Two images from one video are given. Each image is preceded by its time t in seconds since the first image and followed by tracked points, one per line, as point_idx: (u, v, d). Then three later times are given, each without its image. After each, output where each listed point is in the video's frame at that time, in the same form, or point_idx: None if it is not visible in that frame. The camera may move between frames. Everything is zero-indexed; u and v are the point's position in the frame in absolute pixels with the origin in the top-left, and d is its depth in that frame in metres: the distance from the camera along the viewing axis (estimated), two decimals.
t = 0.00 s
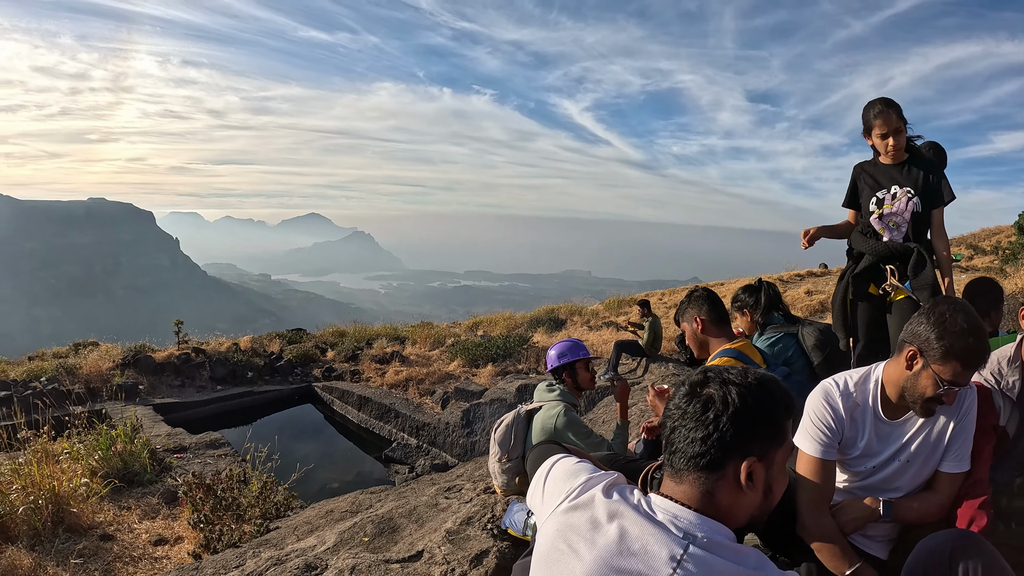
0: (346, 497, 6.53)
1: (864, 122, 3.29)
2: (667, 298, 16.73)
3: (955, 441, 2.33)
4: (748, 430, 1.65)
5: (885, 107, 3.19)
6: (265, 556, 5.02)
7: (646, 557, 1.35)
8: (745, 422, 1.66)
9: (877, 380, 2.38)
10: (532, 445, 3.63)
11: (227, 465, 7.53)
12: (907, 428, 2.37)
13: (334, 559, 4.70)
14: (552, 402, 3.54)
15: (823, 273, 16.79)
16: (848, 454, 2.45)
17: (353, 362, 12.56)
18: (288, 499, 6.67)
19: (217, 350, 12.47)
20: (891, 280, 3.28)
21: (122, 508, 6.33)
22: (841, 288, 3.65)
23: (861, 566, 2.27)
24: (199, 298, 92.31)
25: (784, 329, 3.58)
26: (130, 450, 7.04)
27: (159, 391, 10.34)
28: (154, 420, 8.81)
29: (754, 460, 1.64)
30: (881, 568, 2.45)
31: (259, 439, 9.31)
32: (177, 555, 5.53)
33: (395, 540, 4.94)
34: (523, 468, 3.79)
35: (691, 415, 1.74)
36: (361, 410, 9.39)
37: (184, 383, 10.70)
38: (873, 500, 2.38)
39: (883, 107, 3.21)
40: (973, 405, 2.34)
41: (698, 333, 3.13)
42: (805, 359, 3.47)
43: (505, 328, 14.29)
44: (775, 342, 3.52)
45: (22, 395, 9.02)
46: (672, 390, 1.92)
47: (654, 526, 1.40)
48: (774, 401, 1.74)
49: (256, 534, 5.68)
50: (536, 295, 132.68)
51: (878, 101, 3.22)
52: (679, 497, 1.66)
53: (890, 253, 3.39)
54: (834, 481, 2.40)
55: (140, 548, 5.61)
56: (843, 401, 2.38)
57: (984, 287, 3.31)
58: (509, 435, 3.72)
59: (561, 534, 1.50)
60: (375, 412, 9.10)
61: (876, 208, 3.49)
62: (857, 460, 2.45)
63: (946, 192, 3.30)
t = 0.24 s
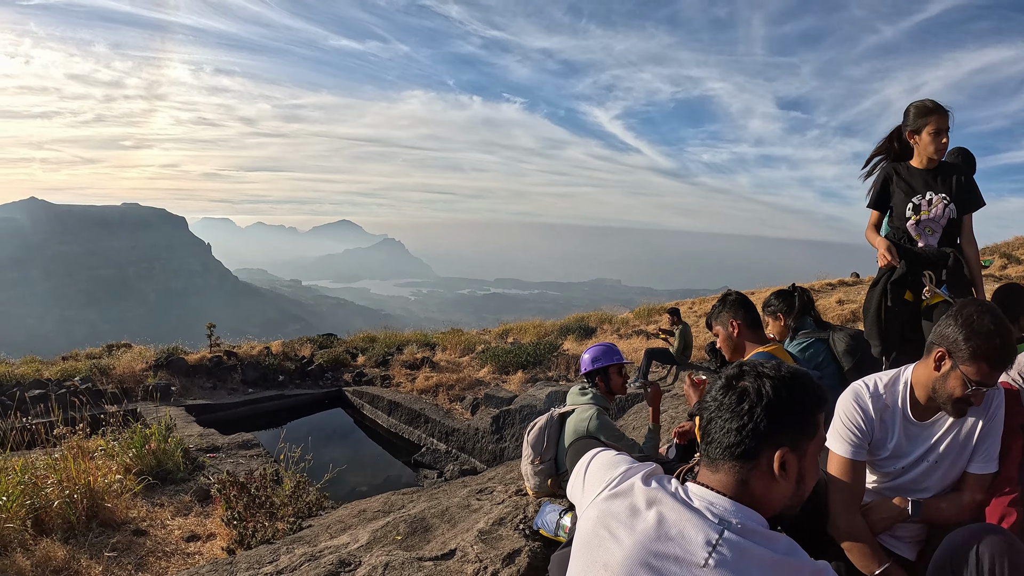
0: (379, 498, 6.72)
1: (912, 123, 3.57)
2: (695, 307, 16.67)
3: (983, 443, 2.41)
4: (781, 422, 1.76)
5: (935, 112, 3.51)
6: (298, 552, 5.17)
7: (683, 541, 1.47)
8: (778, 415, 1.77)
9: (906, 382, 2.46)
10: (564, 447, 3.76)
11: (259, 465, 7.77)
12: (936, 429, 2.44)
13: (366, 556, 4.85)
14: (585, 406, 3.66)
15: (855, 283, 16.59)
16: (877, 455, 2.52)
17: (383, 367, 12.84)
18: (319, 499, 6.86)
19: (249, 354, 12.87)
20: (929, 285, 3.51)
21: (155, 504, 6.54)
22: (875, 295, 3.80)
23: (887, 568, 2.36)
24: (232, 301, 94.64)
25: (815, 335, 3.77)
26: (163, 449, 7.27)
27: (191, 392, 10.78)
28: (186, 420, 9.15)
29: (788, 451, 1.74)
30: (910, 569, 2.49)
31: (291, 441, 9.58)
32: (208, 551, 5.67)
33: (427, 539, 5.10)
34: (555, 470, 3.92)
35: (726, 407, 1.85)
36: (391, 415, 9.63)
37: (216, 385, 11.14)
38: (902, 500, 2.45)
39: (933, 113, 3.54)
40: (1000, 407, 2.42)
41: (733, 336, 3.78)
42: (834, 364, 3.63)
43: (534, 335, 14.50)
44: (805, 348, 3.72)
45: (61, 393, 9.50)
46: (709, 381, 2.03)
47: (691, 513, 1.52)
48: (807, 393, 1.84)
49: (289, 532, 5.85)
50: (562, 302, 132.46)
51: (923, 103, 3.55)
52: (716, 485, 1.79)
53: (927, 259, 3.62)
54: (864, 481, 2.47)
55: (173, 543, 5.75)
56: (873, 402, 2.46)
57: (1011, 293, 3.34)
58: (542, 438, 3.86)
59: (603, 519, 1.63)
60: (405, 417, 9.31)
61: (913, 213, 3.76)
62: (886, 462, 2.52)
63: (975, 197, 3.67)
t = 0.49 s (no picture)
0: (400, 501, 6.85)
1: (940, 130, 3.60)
2: (717, 317, 16.59)
3: (1004, 451, 2.47)
4: (806, 424, 1.84)
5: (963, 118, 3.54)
6: (321, 551, 5.24)
7: (709, 538, 1.56)
8: (803, 417, 1.84)
9: (927, 390, 2.52)
10: (587, 453, 3.85)
11: (282, 467, 7.94)
12: (957, 436, 2.49)
13: (389, 557, 4.90)
14: (609, 412, 3.75)
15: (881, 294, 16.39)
16: (899, 462, 2.58)
17: (404, 373, 13.02)
18: (341, 501, 6.99)
19: (271, 358, 13.16)
20: (959, 295, 3.54)
21: (177, 502, 6.66)
22: (900, 303, 3.85)
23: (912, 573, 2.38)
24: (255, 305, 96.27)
25: (839, 345, 3.85)
26: (187, 449, 7.44)
27: (213, 394, 11.10)
28: (209, 421, 9.41)
29: (811, 453, 1.82)
30: None
31: (313, 444, 9.76)
32: (230, 550, 5.77)
33: (449, 541, 5.20)
34: (577, 476, 4.01)
35: (753, 408, 1.93)
36: (412, 420, 9.78)
37: (238, 388, 11.43)
38: (922, 507, 2.50)
39: (962, 119, 3.56)
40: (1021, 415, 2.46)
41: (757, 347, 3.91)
42: (858, 374, 3.73)
43: (556, 343, 14.62)
44: (829, 357, 3.82)
45: (88, 392, 9.80)
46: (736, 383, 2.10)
47: (717, 511, 1.61)
48: (831, 397, 1.91)
49: (311, 532, 5.94)
50: (581, 309, 132.06)
51: (953, 111, 3.58)
52: (742, 484, 1.88)
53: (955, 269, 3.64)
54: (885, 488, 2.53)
55: (195, 541, 5.84)
56: (894, 409, 2.52)
57: None
58: (565, 444, 3.95)
59: (632, 517, 1.73)
60: (426, 423, 9.45)
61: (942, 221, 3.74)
62: (908, 468, 2.58)
63: (996, 201, 3.78)
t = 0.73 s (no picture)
0: (417, 505, 6.92)
1: (958, 138, 3.64)
2: (737, 327, 16.47)
3: (1018, 460, 2.48)
4: (819, 429, 1.88)
5: (982, 128, 3.58)
6: (338, 553, 5.31)
7: (723, 539, 1.61)
8: (816, 423, 1.89)
9: (943, 399, 2.54)
10: (604, 460, 3.90)
11: (299, 469, 8.08)
12: (972, 445, 2.51)
13: (404, 559, 4.93)
14: (626, 419, 3.80)
15: (903, 306, 16.20)
16: (913, 471, 2.59)
17: (422, 379, 13.15)
18: (358, 504, 7.08)
19: (290, 362, 13.38)
20: (974, 306, 3.62)
21: (195, 502, 6.81)
22: (918, 312, 3.94)
23: None
24: (275, 308, 97.56)
25: (857, 355, 3.85)
26: (205, 450, 7.60)
27: (231, 397, 11.35)
28: (227, 423, 9.60)
29: (824, 458, 1.87)
30: None
31: (331, 447, 9.90)
32: (246, 549, 5.89)
33: (466, 545, 5.26)
34: (593, 482, 4.06)
35: (767, 413, 1.97)
36: (429, 426, 9.89)
37: (256, 390, 11.66)
38: (935, 516, 2.52)
39: (982, 130, 3.58)
40: None
41: (775, 356, 3.94)
42: (875, 385, 3.72)
43: (574, 351, 14.69)
44: (847, 367, 3.82)
45: (110, 391, 10.05)
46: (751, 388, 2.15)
47: (731, 512, 1.66)
48: (844, 404, 1.96)
49: (328, 533, 6.03)
50: (598, 317, 131.57)
51: (973, 119, 3.61)
52: (756, 487, 1.92)
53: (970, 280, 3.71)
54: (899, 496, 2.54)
55: (212, 540, 5.96)
56: (909, 417, 2.54)
57: None
58: (582, 450, 4.01)
59: (647, 518, 1.79)
60: (442, 428, 9.55)
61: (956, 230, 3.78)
62: (922, 477, 2.59)
63: (1013, 213, 3.81)
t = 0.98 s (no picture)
0: (424, 508, 7.01)
1: (965, 146, 3.70)
2: (743, 334, 16.51)
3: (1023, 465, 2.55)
4: (829, 430, 1.96)
5: (988, 136, 3.63)
6: (346, 554, 5.40)
7: (735, 538, 1.70)
8: (827, 424, 1.97)
9: (950, 403, 2.63)
10: (611, 463, 3.99)
11: (306, 471, 8.19)
12: (978, 449, 2.59)
13: (413, 560, 5.02)
14: (634, 424, 3.90)
15: (910, 314, 16.18)
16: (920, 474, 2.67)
17: (428, 382, 13.26)
18: (365, 506, 7.18)
19: (297, 365, 13.51)
20: (978, 314, 3.72)
21: (203, 502, 6.93)
22: (923, 318, 4.01)
23: (932, 574, 2.47)
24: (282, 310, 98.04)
25: (864, 361, 3.90)
26: (212, 450, 7.72)
27: (238, 398, 11.49)
28: (234, 424, 9.73)
29: (834, 458, 1.95)
30: None
31: (338, 449, 10.02)
32: (253, 550, 5.99)
33: (473, 547, 5.35)
34: (600, 486, 4.14)
35: (779, 414, 2.05)
36: (435, 430, 9.98)
37: (263, 392, 11.80)
38: (941, 519, 2.61)
39: (989, 138, 3.63)
40: None
41: (784, 362, 4.02)
42: (883, 392, 3.77)
43: (580, 357, 14.75)
44: (854, 374, 3.88)
45: (119, 391, 10.19)
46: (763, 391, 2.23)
47: (743, 511, 1.75)
48: (853, 406, 2.04)
49: (335, 535, 6.12)
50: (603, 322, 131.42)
51: (980, 127, 3.67)
52: (767, 487, 2.00)
53: (975, 287, 3.80)
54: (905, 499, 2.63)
55: (219, 540, 6.07)
56: (917, 421, 2.63)
57: None
58: (590, 454, 4.09)
59: (662, 516, 1.88)
60: (449, 433, 9.65)
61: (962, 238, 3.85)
62: (929, 480, 2.67)
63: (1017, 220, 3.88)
